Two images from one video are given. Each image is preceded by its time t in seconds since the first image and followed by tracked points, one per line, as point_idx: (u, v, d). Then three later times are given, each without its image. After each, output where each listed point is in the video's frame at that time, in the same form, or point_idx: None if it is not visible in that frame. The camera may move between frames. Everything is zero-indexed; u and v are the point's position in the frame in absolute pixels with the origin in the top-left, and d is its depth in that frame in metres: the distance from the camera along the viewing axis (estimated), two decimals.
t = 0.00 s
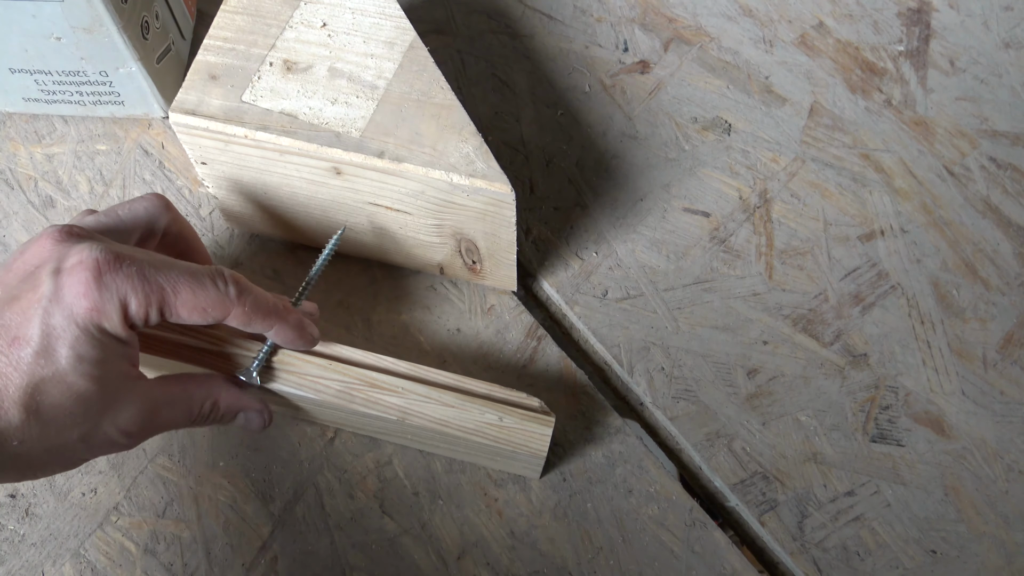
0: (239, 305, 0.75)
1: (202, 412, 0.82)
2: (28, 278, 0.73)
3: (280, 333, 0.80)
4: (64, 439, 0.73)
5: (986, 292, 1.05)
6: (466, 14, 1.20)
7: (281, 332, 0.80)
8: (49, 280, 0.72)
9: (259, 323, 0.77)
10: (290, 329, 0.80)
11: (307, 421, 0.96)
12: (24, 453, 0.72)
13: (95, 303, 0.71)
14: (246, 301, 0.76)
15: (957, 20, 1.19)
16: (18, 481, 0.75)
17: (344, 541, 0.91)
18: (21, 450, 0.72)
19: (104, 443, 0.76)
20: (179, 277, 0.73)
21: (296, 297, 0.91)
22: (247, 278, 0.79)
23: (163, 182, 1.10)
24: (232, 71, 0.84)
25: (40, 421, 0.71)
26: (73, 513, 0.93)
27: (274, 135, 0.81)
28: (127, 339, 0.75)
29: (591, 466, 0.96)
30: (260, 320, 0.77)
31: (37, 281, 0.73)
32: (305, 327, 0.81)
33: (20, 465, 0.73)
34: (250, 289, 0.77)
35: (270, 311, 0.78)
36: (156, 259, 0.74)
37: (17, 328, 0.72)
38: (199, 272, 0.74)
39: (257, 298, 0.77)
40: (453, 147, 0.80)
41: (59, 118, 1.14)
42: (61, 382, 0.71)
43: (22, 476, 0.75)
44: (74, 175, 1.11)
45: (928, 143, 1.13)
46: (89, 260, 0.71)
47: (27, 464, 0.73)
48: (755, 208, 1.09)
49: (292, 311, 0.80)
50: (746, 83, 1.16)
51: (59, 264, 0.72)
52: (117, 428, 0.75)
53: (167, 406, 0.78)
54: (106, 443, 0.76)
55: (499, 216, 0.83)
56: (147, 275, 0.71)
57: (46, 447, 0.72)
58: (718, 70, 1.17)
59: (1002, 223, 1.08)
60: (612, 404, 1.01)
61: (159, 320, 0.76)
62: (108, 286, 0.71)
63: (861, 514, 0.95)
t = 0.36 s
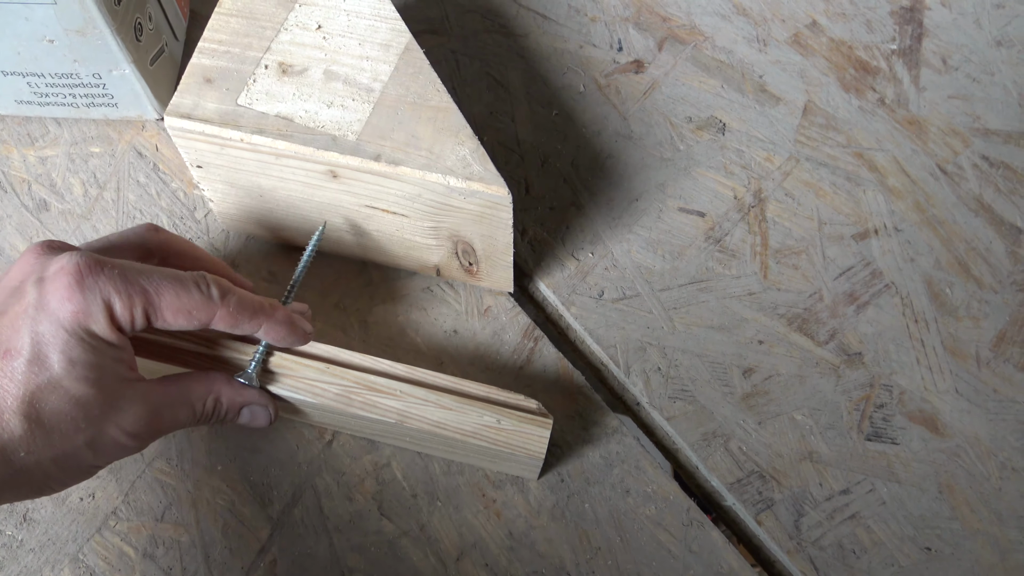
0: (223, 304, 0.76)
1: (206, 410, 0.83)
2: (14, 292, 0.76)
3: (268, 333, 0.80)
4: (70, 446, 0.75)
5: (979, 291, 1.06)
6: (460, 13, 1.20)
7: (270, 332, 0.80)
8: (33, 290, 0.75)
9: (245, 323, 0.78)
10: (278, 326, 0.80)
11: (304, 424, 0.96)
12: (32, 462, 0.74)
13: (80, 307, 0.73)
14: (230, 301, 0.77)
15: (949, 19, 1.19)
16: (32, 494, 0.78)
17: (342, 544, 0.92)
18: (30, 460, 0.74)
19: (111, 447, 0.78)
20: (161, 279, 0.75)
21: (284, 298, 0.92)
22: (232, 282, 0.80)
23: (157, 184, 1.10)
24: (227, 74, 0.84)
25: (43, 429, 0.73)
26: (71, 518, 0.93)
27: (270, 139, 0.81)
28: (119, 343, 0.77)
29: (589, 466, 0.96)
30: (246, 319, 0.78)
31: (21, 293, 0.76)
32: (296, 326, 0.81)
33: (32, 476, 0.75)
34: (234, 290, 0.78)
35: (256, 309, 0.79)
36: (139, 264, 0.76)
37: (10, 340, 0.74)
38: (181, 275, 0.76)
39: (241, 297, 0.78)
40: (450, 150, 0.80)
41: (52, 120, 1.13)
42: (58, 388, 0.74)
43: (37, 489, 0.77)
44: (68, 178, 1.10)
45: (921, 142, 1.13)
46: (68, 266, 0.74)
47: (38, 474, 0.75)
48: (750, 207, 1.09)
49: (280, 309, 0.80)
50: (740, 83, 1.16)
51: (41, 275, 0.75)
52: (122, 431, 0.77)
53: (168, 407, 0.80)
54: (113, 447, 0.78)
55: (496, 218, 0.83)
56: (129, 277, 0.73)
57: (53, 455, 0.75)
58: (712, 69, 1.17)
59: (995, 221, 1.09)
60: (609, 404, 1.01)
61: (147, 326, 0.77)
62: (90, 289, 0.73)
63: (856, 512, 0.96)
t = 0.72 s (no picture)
0: (214, 300, 0.78)
1: (211, 419, 0.83)
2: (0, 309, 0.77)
3: (262, 326, 0.80)
4: (73, 460, 0.75)
5: (980, 289, 1.06)
6: (464, 8, 1.20)
7: (263, 326, 0.80)
8: (20, 303, 0.76)
9: (237, 318, 0.79)
10: (271, 319, 0.80)
11: (305, 418, 0.96)
12: (35, 478, 0.74)
13: (68, 314, 0.74)
14: (219, 296, 0.78)
15: (951, 18, 1.20)
16: (37, 511, 0.77)
17: (344, 539, 0.92)
18: (33, 476, 0.74)
19: (115, 461, 0.78)
20: (148, 280, 0.76)
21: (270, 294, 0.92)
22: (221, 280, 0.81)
23: (158, 177, 1.09)
24: (231, 66, 0.84)
25: (43, 444, 0.74)
26: (70, 511, 0.92)
27: (275, 131, 0.81)
28: (111, 350, 0.77)
29: (591, 462, 0.96)
30: (238, 314, 0.79)
31: (8, 310, 0.77)
32: (289, 317, 0.82)
33: (35, 493, 0.75)
34: (223, 287, 0.79)
35: (247, 305, 0.79)
36: (124, 269, 0.77)
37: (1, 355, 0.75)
38: (170, 277, 0.77)
39: (231, 294, 0.79)
40: (456, 143, 0.80)
41: (52, 111, 1.12)
42: (55, 401, 0.74)
43: (43, 506, 0.77)
44: (69, 170, 1.09)
45: (922, 140, 1.14)
46: (53, 275, 0.75)
47: (42, 491, 0.76)
48: (752, 204, 1.09)
49: (271, 302, 0.81)
50: (743, 80, 1.16)
51: (27, 289, 0.76)
52: (125, 443, 0.77)
53: (172, 417, 0.80)
54: (118, 460, 0.78)
55: (501, 212, 0.83)
56: (115, 279, 0.74)
57: (55, 470, 0.75)
58: (715, 67, 1.17)
59: (996, 220, 1.09)
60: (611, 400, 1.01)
61: (137, 330, 0.78)
62: (75, 295, 0.74)
63: (857, 509, 0.96)
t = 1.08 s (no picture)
0: (191, 344, 0.78)
1: (197, 449, 0.87)
2: None
3: (241, 366, 0.81)
4: (60, 505, 0.77)
5: (967, 292, 1.07)
6: (452, 20, 1.21)
7: (244, 366, 0.81)
8: None
9: (216, 360, 0.79)
10: (251, 359, 0.81)
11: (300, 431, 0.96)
12: (24, 525, 0.76)
13: (43, 366, 0.75)
14: (196, 339, 0.78)
15: (934, 24, 1.21)
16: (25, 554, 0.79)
17: (340, 550, 0.92)
18: (20, 523, 0.76)
19: (103, 501, 0.80)
20: (123, 326, 0.76)
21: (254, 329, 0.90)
22: (198, 318, 0.82)
23: (150, 192, 1.10)
24: (222, 82, 0.84)
25: (28, 492, 0.75)
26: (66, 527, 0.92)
27: (265, 146, 0.81)
28: (90, 395, 0.79)
29: (584, 470, 0.97)
30: (217, 356, 0.79)
31: None
32: (270, 354, 0.83)
33: (23, 539, 0.77)
34: (200, 328, 0.79)
35: (225, 345, 0.80)
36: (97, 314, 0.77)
37: None
38: (146, 320, 0.77)
39: (209, 335, 0.80)
40: (445, 156, 0.81)
41: (44, 128, 1.13)
42: (37, 449, 0.76)
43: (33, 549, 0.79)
44: (61, 186, 1.10)
45: (908, 145, 1.15)
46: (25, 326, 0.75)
47: (29, 537, 0.77)
48: (741, 211, 1.10)
49: (251, 340, 0.82)
50: (730, 88, 1.17)
51: None
52: (111, 484, 0.80)
53: (157, 454, 0.83)
54: (104, 500, 0.81)
55: (491, 223, 0.84)
56: (88, 328, 0.75)
57: (43, 516, 0.77)
58: (702, 75, 1.18)
59: (981, 224, 1.11)
60: (603, 407, 1.02)
61: (116, 373, 0.79)
62: (49, 346, 0.75)
63: (849, 512, 0.97)
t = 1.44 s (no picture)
0: (200, 335, 0.78)
1: (203, 442, 0.85)
2: None
3: (249, 359, 0.80)
4: (68, 493, 0.76)
5: (961, 294, 1.08)
6: (448, 25, 1.21)
7: (251, 358, 0.81)
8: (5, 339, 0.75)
9: (224, 352, 0.79)
10: (258, 351, 0.81)
11: (298, 435, 0.96)
12: (32, 513, 0.76)
13: (55, 352, 0.74)
14: (205, 331, 0.78)
15: (927, 28, 1.22)
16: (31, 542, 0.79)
17: (338, 554, 0.92)
18: (28, 510, 0.75)
19: (110, 491, 0.79)
20: (134, 316, 0.76)
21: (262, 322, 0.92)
22: (207, 313, 0.81)
23: (147, 197, 1.10)
24: (219, 87, 0.84)
25: (37, 479, 0.75)
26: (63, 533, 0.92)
27: (262, 151, 0.81)
28: (100, 384, 0.77)
29: (582, 473, 0.97)
30: (225, 348, 0.79)
31: None
32: (277, 347, 0.83)
33: (30, 526, 0.77)
34: (208, 321, 0.79)
35: (234, 337, 0.80)
36: (108, 304, 0.77)
37: None
38: (157, 311, 0.77)
39: (218, 327, 0.79)
40: (442, 160, 0.81)
41: (40, 133, 1.13)
42: (47, 437, 0.75)
43: (41, 537, 0.79)
44: (57, 192, 1.10)
45: (902, 148, 1.16)
46: (38, 311, 0.74)
47: (37, 524, 0.77)
48: (736, 214, 1.11)
49: (258, 334, 0.82)
50: (725, 92, 1.18)
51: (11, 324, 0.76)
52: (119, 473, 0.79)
53: (165, 444, 0.82)
54: (112, 490, 0.80)
55: (488, 227, 0.84)
56: (101, 316, 0.74)
57: (51, 504, 0.76)
58: (697, 79, 1.19)
59: (975, 226, 1.11)
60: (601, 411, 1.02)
61: (125, 364, 0.78)
62: (61, 333, 0.74)
63: (846, 514, 0.97)
